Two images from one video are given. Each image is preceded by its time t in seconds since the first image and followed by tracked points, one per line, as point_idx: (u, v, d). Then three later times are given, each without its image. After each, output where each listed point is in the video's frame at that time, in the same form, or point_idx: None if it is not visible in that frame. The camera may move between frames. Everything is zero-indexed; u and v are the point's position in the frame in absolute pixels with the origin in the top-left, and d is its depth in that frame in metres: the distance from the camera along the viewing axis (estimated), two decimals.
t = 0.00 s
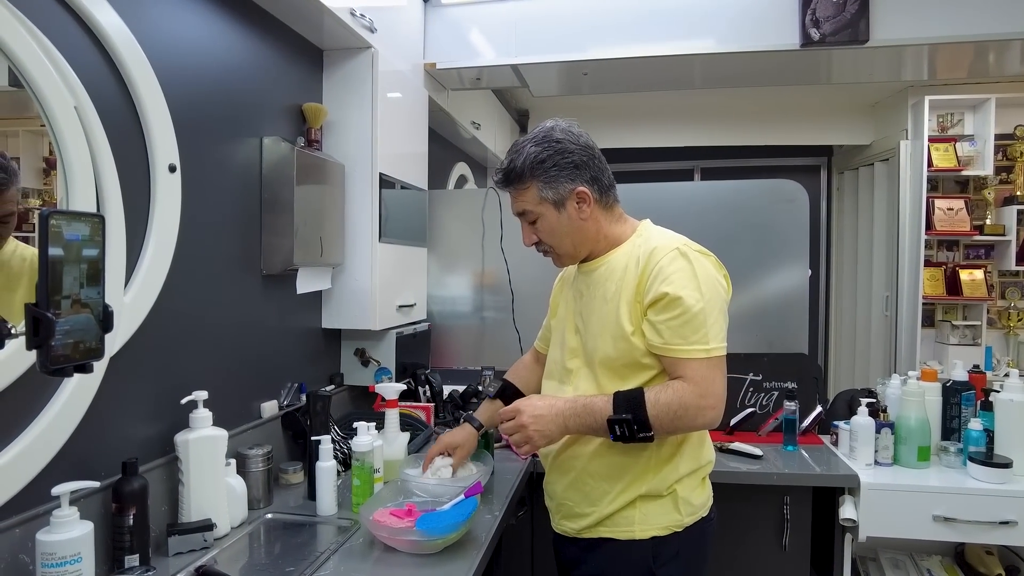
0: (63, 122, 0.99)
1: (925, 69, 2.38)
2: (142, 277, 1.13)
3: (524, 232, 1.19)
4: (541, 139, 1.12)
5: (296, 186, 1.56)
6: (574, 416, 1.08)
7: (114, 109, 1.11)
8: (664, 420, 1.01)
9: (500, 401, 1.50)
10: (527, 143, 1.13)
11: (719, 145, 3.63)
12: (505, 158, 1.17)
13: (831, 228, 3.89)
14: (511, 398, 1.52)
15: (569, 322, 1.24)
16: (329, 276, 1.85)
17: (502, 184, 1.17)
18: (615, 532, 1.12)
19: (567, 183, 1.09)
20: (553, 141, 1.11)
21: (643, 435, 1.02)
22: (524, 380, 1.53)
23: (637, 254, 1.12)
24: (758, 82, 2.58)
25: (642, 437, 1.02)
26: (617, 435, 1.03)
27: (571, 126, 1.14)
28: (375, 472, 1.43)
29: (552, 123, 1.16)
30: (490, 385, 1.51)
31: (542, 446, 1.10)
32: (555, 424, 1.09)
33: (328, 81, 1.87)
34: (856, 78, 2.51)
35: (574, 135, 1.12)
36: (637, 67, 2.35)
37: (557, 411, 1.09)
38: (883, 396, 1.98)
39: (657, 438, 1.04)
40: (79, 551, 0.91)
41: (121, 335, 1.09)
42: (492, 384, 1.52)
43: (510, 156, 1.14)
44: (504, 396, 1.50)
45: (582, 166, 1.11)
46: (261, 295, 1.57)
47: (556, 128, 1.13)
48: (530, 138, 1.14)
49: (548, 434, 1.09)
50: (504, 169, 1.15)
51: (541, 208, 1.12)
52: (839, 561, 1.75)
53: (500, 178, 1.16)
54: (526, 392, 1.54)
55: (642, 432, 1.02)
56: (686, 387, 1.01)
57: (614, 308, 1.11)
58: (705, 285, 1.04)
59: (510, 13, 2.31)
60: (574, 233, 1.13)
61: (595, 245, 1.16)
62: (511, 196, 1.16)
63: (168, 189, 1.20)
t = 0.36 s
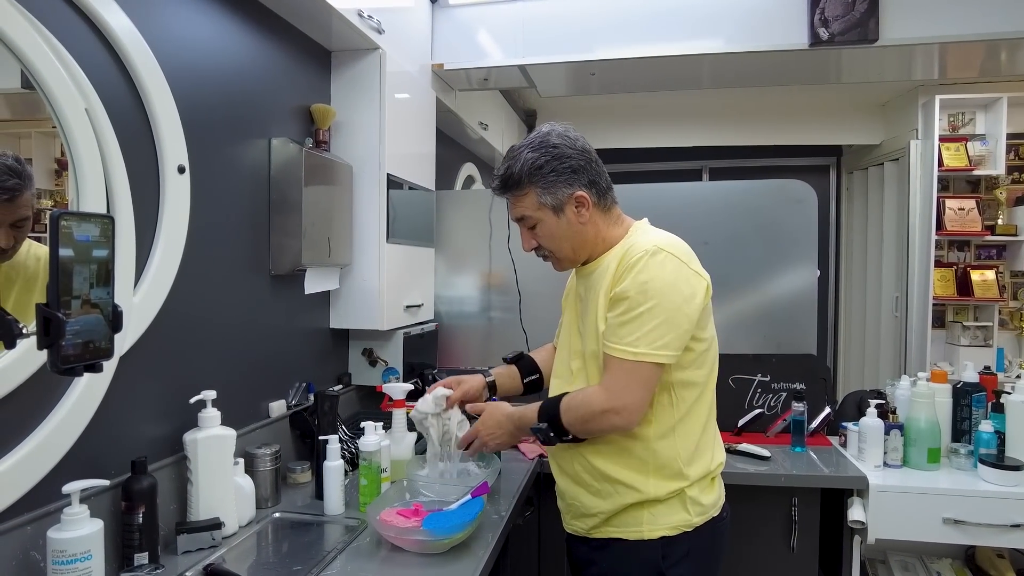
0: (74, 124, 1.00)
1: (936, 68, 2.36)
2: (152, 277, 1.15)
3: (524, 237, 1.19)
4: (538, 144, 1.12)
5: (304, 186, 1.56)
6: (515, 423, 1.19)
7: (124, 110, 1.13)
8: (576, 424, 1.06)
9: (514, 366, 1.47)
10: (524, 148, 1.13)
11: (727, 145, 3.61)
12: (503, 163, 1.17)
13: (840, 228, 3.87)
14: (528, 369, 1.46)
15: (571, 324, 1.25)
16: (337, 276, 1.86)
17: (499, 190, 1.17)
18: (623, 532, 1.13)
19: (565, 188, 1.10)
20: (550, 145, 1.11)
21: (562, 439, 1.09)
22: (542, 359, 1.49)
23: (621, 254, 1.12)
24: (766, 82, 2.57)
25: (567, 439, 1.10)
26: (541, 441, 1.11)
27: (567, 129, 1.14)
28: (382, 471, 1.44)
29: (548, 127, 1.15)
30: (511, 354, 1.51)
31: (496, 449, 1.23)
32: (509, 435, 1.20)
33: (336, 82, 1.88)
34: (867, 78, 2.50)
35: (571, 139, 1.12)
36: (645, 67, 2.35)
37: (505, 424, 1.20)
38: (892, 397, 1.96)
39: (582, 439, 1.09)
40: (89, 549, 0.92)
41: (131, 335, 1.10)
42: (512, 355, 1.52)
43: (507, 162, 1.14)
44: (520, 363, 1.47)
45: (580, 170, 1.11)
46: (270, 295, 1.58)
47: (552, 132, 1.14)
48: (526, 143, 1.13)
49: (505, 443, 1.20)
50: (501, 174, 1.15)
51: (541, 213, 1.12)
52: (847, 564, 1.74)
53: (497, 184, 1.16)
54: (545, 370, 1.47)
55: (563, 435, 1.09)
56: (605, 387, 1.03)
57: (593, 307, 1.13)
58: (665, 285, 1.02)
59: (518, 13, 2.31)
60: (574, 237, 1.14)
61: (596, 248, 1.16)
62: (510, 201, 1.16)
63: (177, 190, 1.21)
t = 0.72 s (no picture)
0: (82, 124, 1.01)
1: (945, 66, 2.34)
2: (159, 278, 1.15)
3: (524, 237, 1.18)
4: (540, 141, 1.12)
5: (311, 187, 1.57)
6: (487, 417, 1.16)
7: (132, 111, 1.13)
8: (557, 417, 1.07)
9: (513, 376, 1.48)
10: (525, 146, 1.12)
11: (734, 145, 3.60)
12: (503, 162, 1.16)
13: (848, 229, 3.84)
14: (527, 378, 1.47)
15: (574, 326, 1.25)
16: (344, 276, 1.86)
17: (501, 189, 1.16)
18: (626, 532, 1.13)
19: (569, 185, 1.10)
20: (552, 143, 1.11)
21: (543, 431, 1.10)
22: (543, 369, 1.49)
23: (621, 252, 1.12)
24: (774, 81, 2.55)
25: (546, 430, 1.11)
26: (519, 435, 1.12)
27: (568, 128, 1.14)
28: (389, 471, 1.44)
29: (549, 126, 1.16)
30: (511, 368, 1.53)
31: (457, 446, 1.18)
32: (473, 428, 1.17)
33: (342, 83, 1.88)
34: (875, 77, 2.48)
35: (572, 137, 1.13)
36: (651, 67, 2.34)
37: (472, 417, 1.16)
38: (900, 399, 1.95)
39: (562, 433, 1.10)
40: (97, 547, 0.93)
41: (138, 335, 1.10)
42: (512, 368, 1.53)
43: (509, 160, 1.13)
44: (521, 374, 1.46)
45: (583, 167, 1.11)
46: (276, 295, 1.58)
47: (553, 131, 1.14)
48: (528, 141, 1.13)
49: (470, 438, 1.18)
50: (502, 172, 1.14)
51: (544, 210, 1.11)
52: (856, 565, 1.73)
53: (498, 183, 1.16)
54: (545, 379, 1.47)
55: (544, 428, 1.10)
56: (590, 384, 1.03)
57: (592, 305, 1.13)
58: (660, 285, 1.02)
59: (524, 14, 2.31)
60: (576, 235, 1.13)
61: (597, 247, 1.16)
62: (511, 200, 1.15)
63: (185, 191, 1.22)
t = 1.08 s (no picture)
0: (87, 122, 1.02)
1: (952, 64, 2.32)
2: (164, 277, 1.16)
3: (532, 234, 1.15)
4: (558, 134, 1.11)
5: (316, 187, 1.58)
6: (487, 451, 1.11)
7: (138, 110, 1.14)
8: (550, 426, 1.06)
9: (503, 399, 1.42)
10: (541, 138, 1.11)
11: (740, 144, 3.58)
12: (515, 154, 1.13)
13: (854, 228, 3.82)
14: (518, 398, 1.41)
15: (574, 327, 1.24)
16: (349, 275, 1.86)
17: (512, 181, 1.13)
18: (630, 534, 1.12)
19: (586, 180, 1.10)
20: (570, 137, 1.11)
21: (542, 448, 1.07)
22: (534, 387, 1.44)
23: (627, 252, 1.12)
24: (779, 80, 2.55)
25: (543, 447, 1.07)
26: (517, 458, 1.06)
27: (583, 123, 1.14)
28: (393, 470, 1.44)
29: (563, 121, 1.15)
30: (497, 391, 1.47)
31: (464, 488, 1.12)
32: (475, 469, 1.12)
33: (347, 83, 1.89)
34: (881, 76, 2.47)
35: (588, 134, 1.13)
36: (656, 66, 2.34)
37: (469, 455, 1.12)
38: (907, 398, 1.94)
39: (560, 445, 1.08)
40: (102, 544, 0.93)
41: (144, 333, 1.11)
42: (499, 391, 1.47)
43: (524, 151, 1.11)
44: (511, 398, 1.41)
45: (599, 163, 1.12)
46: (282, 294, 1.59)
47: (569, 125, 1.14)
48: (544, 133, 1.12)
49: (473, 476, 1.12)
50: (515, 163, 1.12)
51: (558, 205, 1.10)
52: (862, 566, 1.72)
53: (510, 175, 1.13)
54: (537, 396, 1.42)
55: (541, 443, 1.07)
56: (583, 383, 1.03)
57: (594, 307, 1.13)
58: (663, 288, 1.02)
59: (529, 13, 2.32)
60: (589, 233, 1.13)
61: (606, 247, 1.16)
62: (523, 193, 1.12)
63: (190, 190, 1.23)
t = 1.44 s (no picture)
0: (93, 119, 1.02)
1: (961, 62, 2.31)
2: (169, 275, 1.16)
3: (525, 226, 1.10)
4: (560, 120, 1.07)
5: (321, 185, 1.58)
6: (437, 427, 1.01)
7: (144, 109, 1.14)
8: (518, 427, 0.98)
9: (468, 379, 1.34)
10: (542, 124, 1.07)
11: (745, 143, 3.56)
12: (512, 139, 1.09)
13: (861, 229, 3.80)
14: (484, 380, 1.33)
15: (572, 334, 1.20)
16: (354, 274, 1.86)
17: (508, 166, 1.09)
18: (616, 561, 1.09)
19: (587, 172, 1.06)
20: (573, 123, 1.07)
21: (499, 446, 0.98)
22: (503, 370, 1.37)
23: (628, 254, 1.07)
24: (785, 79, 2.54)
25: (500, 446, 0.99)
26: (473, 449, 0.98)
27: (588, 110, 1.11)
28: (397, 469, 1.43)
29: (568, 105, 1.11)
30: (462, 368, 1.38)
31: (398, 460, 1.01)
32: (415, 436, 1.01)
33: (352, 82, 1.89)
34: (889, 74, 2.46)
35: (593, 121, 1.09)
36: (662, 65, 2.33)
37: (415, 419, 1.01)
38: (914, 398, 1.93)
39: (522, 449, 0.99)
40: (108, 541, 0.93)
41: (148, 331, 1.11)
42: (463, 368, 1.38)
43: (523, 135, 1.07)
44: (475, 373, 1.34)
45: (602, 155, 1.08)
46: (286, 292, 1.59)
47: (573, 111, 1.10)
48: (546, 117, 1.08)
49: (412, 448, 1.01)
50: (513, 148, 1.08)
51: (556, 197, 1.06)
52: (869, 566, 1.71)
53: (505, 159, 1.09)
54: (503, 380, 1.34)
55: (501, 441, 0.98)
56: (565, 389, 0.96)
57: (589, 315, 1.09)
58: (662, 297, 0.98)
59: (534, 12, 2.31)
60: (585, 229, 1.09)
61: (603, 247, 1.12)
62: (519, 180, 1.08)
63: (196, 189, 1.23)
